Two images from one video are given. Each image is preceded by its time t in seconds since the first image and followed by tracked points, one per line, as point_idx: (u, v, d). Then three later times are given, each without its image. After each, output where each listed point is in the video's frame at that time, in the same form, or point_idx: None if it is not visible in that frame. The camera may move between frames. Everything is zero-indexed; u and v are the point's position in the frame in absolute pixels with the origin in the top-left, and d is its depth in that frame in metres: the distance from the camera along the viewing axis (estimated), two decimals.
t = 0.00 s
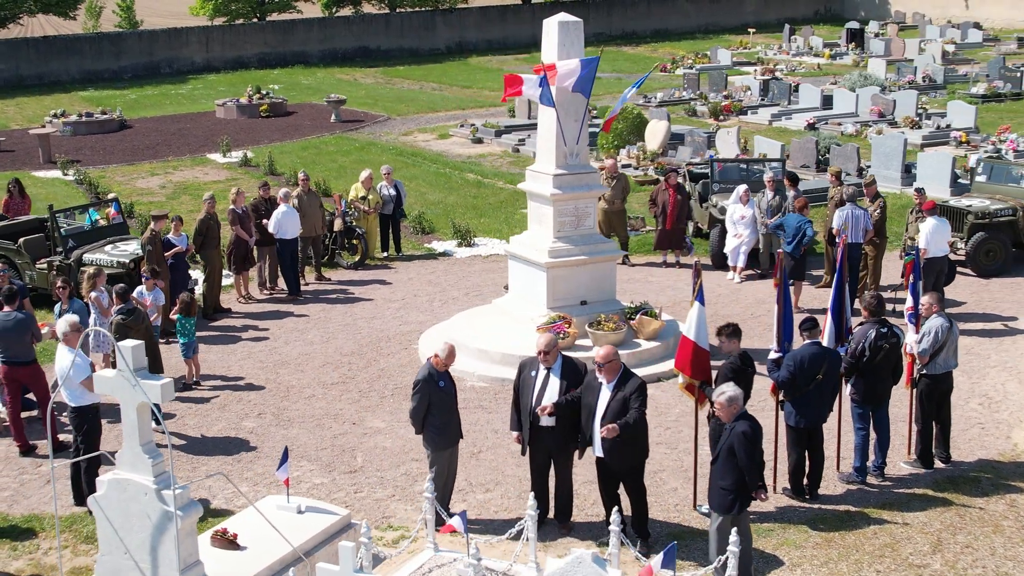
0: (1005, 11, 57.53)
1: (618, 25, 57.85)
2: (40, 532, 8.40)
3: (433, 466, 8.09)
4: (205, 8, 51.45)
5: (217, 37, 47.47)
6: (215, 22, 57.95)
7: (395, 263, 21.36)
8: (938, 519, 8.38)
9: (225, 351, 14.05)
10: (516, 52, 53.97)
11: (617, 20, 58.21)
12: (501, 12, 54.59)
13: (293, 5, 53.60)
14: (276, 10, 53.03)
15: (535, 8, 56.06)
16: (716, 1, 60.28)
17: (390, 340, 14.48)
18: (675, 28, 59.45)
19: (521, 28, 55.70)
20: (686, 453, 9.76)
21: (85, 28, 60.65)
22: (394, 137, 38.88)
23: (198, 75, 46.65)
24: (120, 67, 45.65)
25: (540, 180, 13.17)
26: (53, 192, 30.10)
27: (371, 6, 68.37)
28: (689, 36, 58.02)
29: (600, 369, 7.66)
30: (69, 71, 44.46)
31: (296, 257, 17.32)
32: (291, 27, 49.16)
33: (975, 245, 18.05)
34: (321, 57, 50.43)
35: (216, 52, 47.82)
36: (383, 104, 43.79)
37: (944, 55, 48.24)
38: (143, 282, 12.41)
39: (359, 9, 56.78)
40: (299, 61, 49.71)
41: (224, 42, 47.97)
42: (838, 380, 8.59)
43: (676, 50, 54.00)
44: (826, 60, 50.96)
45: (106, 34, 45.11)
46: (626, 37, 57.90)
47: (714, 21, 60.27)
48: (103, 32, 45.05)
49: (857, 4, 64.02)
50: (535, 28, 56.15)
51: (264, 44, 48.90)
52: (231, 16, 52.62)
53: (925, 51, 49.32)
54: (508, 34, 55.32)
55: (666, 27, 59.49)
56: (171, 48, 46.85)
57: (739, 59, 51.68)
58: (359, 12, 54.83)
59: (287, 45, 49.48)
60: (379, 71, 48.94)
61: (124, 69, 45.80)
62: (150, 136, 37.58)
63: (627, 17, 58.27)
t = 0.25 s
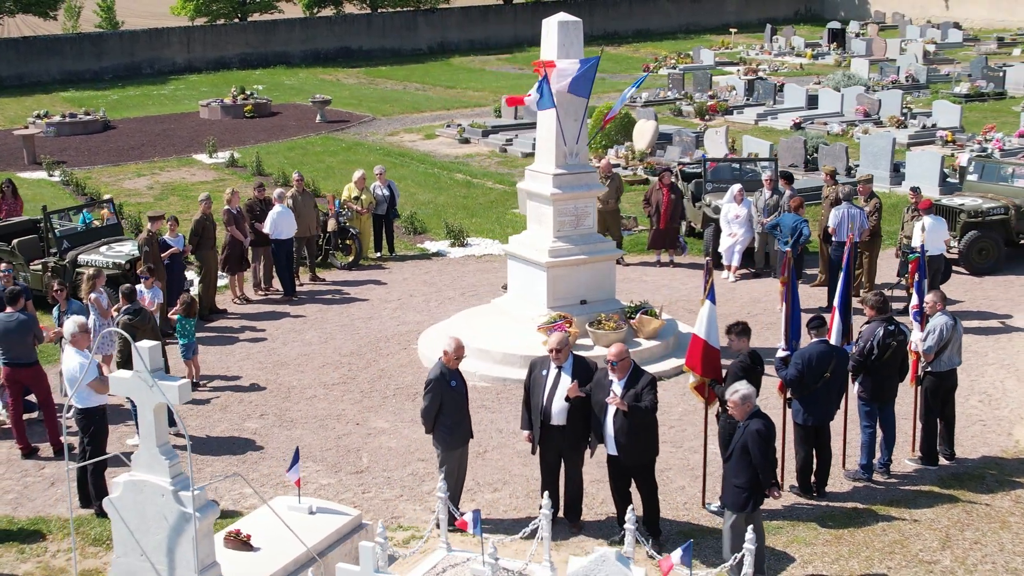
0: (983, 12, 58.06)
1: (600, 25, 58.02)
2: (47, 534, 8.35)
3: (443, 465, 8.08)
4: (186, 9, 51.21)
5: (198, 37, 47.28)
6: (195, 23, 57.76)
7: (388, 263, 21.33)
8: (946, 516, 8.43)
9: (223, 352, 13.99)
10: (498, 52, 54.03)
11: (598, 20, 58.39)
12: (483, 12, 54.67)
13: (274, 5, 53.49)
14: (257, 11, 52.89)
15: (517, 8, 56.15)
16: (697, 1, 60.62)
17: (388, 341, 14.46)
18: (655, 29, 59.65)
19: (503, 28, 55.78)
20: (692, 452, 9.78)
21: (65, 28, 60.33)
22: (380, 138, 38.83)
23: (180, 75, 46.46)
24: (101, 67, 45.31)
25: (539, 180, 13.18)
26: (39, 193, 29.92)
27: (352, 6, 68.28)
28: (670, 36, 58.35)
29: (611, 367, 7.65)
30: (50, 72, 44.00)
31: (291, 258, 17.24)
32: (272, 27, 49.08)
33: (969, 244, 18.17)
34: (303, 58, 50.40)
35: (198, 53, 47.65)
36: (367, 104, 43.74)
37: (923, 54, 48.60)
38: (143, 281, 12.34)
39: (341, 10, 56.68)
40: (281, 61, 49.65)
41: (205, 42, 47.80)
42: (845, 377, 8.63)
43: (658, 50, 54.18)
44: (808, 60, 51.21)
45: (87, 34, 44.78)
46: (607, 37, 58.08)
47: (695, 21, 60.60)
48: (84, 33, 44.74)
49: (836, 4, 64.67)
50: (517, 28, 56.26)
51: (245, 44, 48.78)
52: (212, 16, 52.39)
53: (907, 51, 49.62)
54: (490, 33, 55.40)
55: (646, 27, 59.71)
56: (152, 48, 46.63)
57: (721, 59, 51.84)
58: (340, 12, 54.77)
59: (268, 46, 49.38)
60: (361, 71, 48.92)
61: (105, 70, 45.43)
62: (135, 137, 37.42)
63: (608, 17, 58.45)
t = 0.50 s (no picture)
0: (959, 12, 58.74)
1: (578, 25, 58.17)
2: (56, 537, 8.30)
3: (456, 465, 8.09)
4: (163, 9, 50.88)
5: (177, 38, 47.02)
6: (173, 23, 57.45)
7: (380, 263, 21.30)
8: (954, 512, 8.50)
9: (221, 353, 13.92)
10: (478, 53, 54.04)
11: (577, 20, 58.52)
12: (462, 12, 54.69)
13: (252, 5, 53.29)
14: (236, 11, 52.65)
15: (496, 8, 56.21)
16: (675, 1, 60.96)
17: (387, 341, 14.44)
18: (633, 29, 59.81)
19: (482, 28, 55.83)
20: (699, 449, 9.81)
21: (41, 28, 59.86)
22: (364, 138, 38.76)
23: (159, 76, 46.22)
24: (78, 68, 44.95)
25: (538, 179, 13.19)
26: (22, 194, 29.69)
27: (331, 7, 68.12)
28: (648, 36, 58.62)
29: (624, 364, 7.65)
30: (27, 71, 43.73)
31: (286, 258, 17.17)
32: (251, 27, 48.90)
33: (960, 242, 18.34)
34: (282, 58, 50.27)
35: (176, 53, 47.40)
36: (350, 104, 43.64)
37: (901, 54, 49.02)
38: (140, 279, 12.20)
39: (319, 10, 56.51)
40: (260, 62, 49.48)
41: (184, 43, 47.55)
42: (853, 375, 8.68)
43: (638, 51, 54.32)
44: (788, 60, 51.44)
45: (65, 34, 44.46)
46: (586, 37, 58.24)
47: (673, 21, 60.90)
48: (62, 33, 44.42)
49: (813, 4, 65.44)
50: (496, 29, 56.31)
51: (224, 44, 48.55)
52: (190, 17, 52.11)
53: (885, 51, 49.96)
54: (469, 34, 55.46)
55: (625, 27, 59.88)
56: (131, 49, 46.35)
57: (701, 59, 51.99)
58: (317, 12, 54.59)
59: (247, 46, 49.20)
60: (341, 72, 48.81)
61: (83, 71, 45.11)
62: (116, 138, 37.23)
63: (587, 18, 58.60)
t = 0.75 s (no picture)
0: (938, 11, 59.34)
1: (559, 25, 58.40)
2: (64, 539, 8.26)
3: (467, 465, 8.11)
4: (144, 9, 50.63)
5: (158, 38, 46.79)
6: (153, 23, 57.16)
7: (372, 264, 21.28)
8: (960, 508, 8.55)
9: (218, 354, 13.88)
10: (460, 53, 54.08)
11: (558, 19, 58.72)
12: (444, 12, 54.75)
13: (234, 6, 53.10)
14: (217, 11, 52.49)
15: (478, 8, 56.31)
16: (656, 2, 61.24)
17: (386, 341, 14.43)
18: (615, 29, 60.07)
19: (464, 28, 55.91)
20: (704, 448, 9.83)
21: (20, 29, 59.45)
22: (350, 138, 38.70)
23: (141, 76, 45.99)
24: (59, 68, 44.65)
25: (538, 179, 13.20)
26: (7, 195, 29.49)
27: (313, 8, 68.00)
28: (630, 36, 58.90)
29: (632, 365, 7.61)
30: (8, 72, 43.42)
31: (282, 259, 17.14)
32: (233, 27, 48.73)
33: (953, 240, 18.48)
34: (263, 59, 50.14)
35: (158, 54, 47.16)
36: (335, 104, 43.57)
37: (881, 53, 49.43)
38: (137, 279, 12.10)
39: (301, 10, 56.37)
40: (241, 62, 49.33)
41: (165, 43, 47.33)
42: (860, 373, 8.73)
43: (619, 50, 54.50)
44: (770, 60, 51.68)
45: (45, 34, 44.17)
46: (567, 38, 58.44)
47: (654, 21, 61.24)
48: (42, 33, 44.12)
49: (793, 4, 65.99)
50: (477, 28, 56.41)
51: (205, 45, 48.32)
52: (171, 17, 51.85)
53: (866, 51, 50.29)
54: (451, 34, 55.55)
55: (607, 27, 60.07)
56: (112, 49, 46.09)
57: (684, 59, 52.17)
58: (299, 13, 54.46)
59: (229, 47, 49.03)
60: (323, 72, 48.73)
61: (64, 71, 44.82)
62: (101, 139, 37.04)
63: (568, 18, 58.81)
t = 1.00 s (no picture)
0: (915, 11, 59.83)
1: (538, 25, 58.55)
2: (72, 542, 8.22)
3: (478, 465, 8.10)
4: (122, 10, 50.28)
5: (137, 39, 46.52)
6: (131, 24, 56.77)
7: (364, 265, 21.23)
8: (967, 506, 8.62)
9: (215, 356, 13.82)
10: (440, 53, 54.06)
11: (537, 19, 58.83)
12: (423, 12, 54.72)
13: (213, 6, 52.84)
14: (196, 12, 52.24)
15: (457, 8, 56.34)
16: (634, 2, 61.49)
17: (384, 342, 14.40)
18: (594, 29, 60.29)
19: (443, 28, 55.93)
20: (711, 446, 9.86)
21: None
22: (335, 139, 38.61)
23: (120, 77, 45.70)
24: (37, 69, 44.28)
25: (537, 179, 13.21)
26: None
27: (292, 9, 67.80)
28: (609, 36, 59.06)
29: (644, 366, 7.58)
30: None
31: (276, 260, 17.09)
32: (212, 28, 48.51)
33: (945, 239, 18.65)
34: (242, 60, 49.92)
35: (136, 54, 46.87)
36: (318, 105, 43.46)
37: (859, 53, 49.76)
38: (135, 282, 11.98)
39: (280, 10, 56.17)
40: (220, 63, 49.09)
41: (144, 44, 47.04)
42: (866, 372, 8.79)
43: (599, 51, 54.65)
44: (750, 60, 51.89)
45: (23, 35, 43.80)
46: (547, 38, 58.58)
47: (633, 21, 61.55)
48: (20, 34, 43.76)
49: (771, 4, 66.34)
50: (456, 29, 56.44)
51: (184, 46, 48.03)
52: (150, 18, 51.51)
53: (845, 51, 50.57)
54: (430, 34, 55.54)
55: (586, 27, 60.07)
56: (89, 50, 45.77)
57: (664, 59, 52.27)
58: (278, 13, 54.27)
59: (208, 47, 48.79)
60: (303, 73, 48.59)
61: (42, 72, 44.45)
62: (83, 140, 36.78)
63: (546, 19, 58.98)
